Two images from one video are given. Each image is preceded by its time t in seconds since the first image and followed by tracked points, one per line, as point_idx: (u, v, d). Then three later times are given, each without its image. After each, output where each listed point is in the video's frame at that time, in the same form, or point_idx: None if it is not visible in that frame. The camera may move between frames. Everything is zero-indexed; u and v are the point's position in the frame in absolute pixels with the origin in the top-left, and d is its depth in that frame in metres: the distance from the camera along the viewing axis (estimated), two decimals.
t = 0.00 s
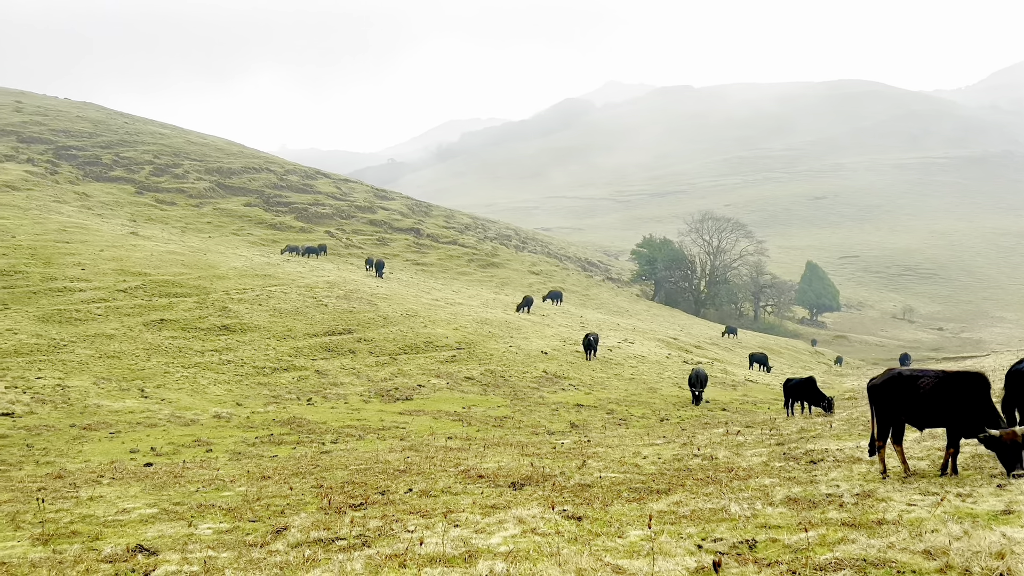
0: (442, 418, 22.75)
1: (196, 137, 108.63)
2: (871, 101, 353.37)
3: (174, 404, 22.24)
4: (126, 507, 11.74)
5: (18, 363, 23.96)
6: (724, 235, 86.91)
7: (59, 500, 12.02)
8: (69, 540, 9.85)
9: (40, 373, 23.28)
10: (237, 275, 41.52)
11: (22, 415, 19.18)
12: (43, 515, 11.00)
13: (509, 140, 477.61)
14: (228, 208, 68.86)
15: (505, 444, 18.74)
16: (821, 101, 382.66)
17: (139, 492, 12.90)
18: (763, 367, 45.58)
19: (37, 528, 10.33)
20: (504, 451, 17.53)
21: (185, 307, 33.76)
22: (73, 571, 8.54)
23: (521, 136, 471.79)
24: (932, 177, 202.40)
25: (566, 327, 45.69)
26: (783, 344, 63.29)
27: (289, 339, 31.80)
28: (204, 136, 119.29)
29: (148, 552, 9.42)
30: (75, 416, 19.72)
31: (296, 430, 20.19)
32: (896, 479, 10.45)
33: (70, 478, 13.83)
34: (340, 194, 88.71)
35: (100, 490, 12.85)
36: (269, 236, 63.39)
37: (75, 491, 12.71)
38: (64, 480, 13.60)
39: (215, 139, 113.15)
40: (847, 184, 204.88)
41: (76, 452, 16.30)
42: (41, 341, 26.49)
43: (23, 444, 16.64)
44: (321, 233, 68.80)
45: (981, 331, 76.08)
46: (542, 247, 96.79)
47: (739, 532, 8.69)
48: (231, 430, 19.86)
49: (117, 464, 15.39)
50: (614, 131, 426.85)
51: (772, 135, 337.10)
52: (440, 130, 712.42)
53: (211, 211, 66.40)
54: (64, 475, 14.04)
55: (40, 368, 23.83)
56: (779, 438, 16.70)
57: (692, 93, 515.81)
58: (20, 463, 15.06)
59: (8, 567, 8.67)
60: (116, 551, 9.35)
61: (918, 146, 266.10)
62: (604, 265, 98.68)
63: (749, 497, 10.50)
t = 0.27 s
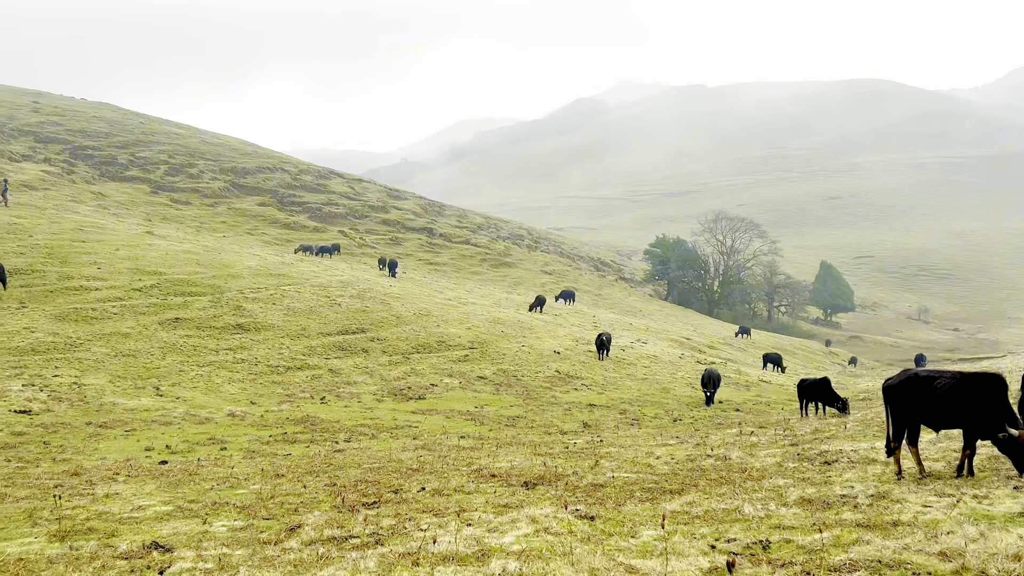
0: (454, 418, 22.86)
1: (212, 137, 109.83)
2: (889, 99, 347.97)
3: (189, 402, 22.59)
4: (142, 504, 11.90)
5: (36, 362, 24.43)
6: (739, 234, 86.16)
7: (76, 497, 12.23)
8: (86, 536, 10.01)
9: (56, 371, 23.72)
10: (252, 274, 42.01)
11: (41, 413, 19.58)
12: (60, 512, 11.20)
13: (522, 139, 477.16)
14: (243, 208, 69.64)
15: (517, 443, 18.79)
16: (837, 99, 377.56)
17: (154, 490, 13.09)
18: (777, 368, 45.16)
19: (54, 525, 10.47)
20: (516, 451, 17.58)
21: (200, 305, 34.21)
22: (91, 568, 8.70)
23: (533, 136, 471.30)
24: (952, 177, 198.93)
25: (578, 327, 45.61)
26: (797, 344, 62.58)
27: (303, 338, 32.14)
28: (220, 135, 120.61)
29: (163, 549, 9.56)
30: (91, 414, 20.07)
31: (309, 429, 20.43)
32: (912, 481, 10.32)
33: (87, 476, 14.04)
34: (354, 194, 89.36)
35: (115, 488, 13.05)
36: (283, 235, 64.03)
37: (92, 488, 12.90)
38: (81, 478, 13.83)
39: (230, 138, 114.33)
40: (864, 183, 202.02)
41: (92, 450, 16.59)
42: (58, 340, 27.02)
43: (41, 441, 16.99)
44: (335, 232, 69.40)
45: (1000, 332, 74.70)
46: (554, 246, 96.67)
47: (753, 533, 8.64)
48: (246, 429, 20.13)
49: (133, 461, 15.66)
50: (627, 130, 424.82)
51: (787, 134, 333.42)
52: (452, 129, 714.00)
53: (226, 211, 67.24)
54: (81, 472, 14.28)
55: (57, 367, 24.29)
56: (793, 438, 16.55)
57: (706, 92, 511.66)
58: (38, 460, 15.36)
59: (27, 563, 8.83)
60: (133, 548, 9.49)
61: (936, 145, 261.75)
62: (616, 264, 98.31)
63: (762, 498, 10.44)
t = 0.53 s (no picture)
0: (467, 417, 22.96)
1: (225, 136, 110.70)
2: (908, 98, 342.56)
3: (204, 400, 22.80)
4: (157, 502, 12.00)
5: (52, 360, 24.34)
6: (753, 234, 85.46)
7: (92, 494, 12.29)
8: (102, 534, 10.06)
9: (72, 369, 23.66)
10: (266, 273, 42.47)
11: (57, 411, 19.57)
12: (77, 509, 11.25)
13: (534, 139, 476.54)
14: (258, 208, 70.36)
15: (530, 443, 18.84)
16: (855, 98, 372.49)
17: (169, 488, 13.18)
18: (792, 369, 44.69)
19: (70, 522, 10.54)
20: (529, 451, 17.61)
21: (215, 304, 34.52)
22: (108, 564, 8.78)
23: (545, 135, 470.34)
24: (973, 177, 195.39)
25: (591, 327, 45.48)
26: (812, 345, 61.73)
27: (317, 337, 32.42)
28: (234, 135, 121.81)
29: (179, 547, 9.65)
30: (106, 412, 20.15)
31: (323, 427, 20.64)
32: (927, 482, 10.18)
33: (102, 473, 14.12)
34: (367, 194, 89.96)
35: (131, 485, 13.11)
36: (297, 235, 64.61)
37: (108, 486, 12.98)
38: (96, 475, 13.91)
39: (243, 138, 115.20)
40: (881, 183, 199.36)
41: (108, 448, 16.62)
42: (75, 338, 26.92)
43: (58, 439, 17.01)
44: (349, 232, 69.92)
45: (1019, 332, 73.51)
46: (567, 246, 96.44)
47: (766, 534, 8.58)
48: (260, 427, 20.34)
49: (148, 460, 15.72)
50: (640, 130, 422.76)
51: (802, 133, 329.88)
52: (464, 129, 714.99)
53: (241, 211, 67.95)
54: (97, 469, 14.34)
55: (73, 364, 24.35)
56: (808, 439, 16.38)
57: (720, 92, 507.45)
58: (55, 457, 15.35)
59: (45, 559, 8.87)
60: (148, 546, 9.58)
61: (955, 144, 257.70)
62: (630, 264, 97.83)
63: (776, 499, 10.36)
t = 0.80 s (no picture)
0: (480, 417, 23.04)
1: (239, 136, 111.72)
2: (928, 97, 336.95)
3: (219, 399, 23.02)
4: (172, 500, 12.09)
5: (69, 358, 24.53)
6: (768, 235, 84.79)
7: (108, 491, 12.36)
8: (118, 531, 10.11)
9: (89, 368, 23.82)
10: (281, 273, 42.91)
11: (73, 409, 19.70)
12: (93, 506, 11.31)
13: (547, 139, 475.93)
14: (272, 207, 71.10)
15: (543, 443, 18.85)
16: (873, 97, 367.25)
17: (184, 486, 13.26)
18: (807, 370, 44.15)
19: (86, 519, 10.61)
20: (542, 451, 17.63)
21: (230, 303, 34.86)
22: (123, 561, 8.83)
23: (556, 135, 469.04)
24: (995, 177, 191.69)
25: (604, 327, 45.35)
26: (827, 346, 60.85)
27: (331, 337, 32.69)
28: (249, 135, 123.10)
29: (194, 544, 9.71)
30: (122, 411, 20.26)
31: (336, 426, 20.83)
32: (944, 484, 10.02)
33: (118, 470, 14.23)
34: (381, 194, 90.58)
35: (146, 483, 13.21)
36: (312, 234, 65.22)
37: (123, 484, 13.03)
38: (113, 472, 14.02)
39: (257, 139, 116.24)
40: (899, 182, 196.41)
41: (124, 446, 16.75)
42: (91, 337, 27.08)
43: (75, 437, 17.14)
44: (363, 232, 70.45)
45: None
46: (580, 246, 96.20)
47: (781, 536, 8.51)
48: (274, 426, 20.54)
49: (163, 458, 15.84)
50: (653, 130, 420.42)
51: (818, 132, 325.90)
52: (477, 130, 716.03)
53: (256, 210, 68.69)
54: (113, 467, 14.43)
55: (89, 363, 24.45)
56: (823, 441, 16.19)
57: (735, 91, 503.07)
58: (72, 455, 15.44)
59: (61, 556, 8.90)
60: (163, 543, 9.64)
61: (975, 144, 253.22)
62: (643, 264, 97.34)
63: (791, 500, 10.26)
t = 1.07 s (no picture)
0: (494, 416, 23.11)
1: (254, 137, 112.89)
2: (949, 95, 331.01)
3: (234, 397, 23.31)
4: (187, 498, 12.24)
5: (87, 357, 24.78)
6: (783, 235, 84.02)
7: (124, 489, 12.55)
8: (134, 529, 10.26)
9: (106, 366, 24.07)
10: (296, 273, 43.38)
11: (90, 407, 20.04)
12: (109, 504, 11.48)
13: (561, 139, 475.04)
14: (287, 207, 71.86)
15: (557, 443, 18.86)
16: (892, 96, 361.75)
17: (200, 484, 13.44)
18: (822, 371, 43.64)
19: (103, 517, 10.77)
20: (556, 451, 17.63)
21: (245, 303, 35.29)
22: (140, 558, 8.90)
23: (570, 135, 467.88)
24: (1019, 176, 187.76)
25: (618, 327, 45.18)
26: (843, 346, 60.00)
27: (345, 336, 32.98)
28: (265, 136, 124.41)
29: (209, 542, 9.82)
30: (139, 409, 20.58)
31: (350, 426, 21.02)
32: (961, 486, 9.85)
33: (134, 469, 14.47)
34: (395, 194, 91.18)
35: (162, 481, 13.43)
36: (326, 234, 65.85)
37: (139, 482, 13.26)
38: (129, 471, 14.24)
39: (272, 139, 117.33)
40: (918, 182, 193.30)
41: (140, 444, 17.03)
42: (108, 336, 27.35)
43: (92, 435, 17.46)
44: (377, 232, 70.98)
45: None
46: (594, 246, 95.92)
47: (796, 538, 8.44)
48: (289, 425, 20.78)
49: (179, 456, 16.05)
50: (666, 130, 417.89)
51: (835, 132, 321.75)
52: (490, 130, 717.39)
53: (271, 210, 69.48)
54: (129, 466, 14.68)
55: (107, 361, 24.81)
56: (838, 442, 15.98)
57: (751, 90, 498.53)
58: (89, 453, 15.72)
59: (79, 553, 9.04)
60: (179, 541, 9.74)
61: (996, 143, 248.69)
62: (658, 265, 96.77)
63: (806, 502, 10.16)
